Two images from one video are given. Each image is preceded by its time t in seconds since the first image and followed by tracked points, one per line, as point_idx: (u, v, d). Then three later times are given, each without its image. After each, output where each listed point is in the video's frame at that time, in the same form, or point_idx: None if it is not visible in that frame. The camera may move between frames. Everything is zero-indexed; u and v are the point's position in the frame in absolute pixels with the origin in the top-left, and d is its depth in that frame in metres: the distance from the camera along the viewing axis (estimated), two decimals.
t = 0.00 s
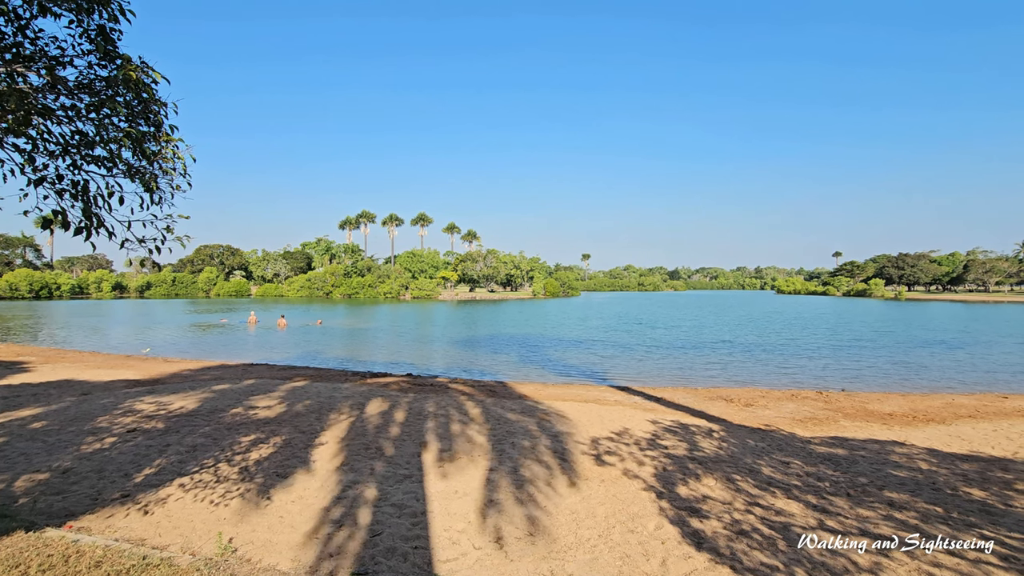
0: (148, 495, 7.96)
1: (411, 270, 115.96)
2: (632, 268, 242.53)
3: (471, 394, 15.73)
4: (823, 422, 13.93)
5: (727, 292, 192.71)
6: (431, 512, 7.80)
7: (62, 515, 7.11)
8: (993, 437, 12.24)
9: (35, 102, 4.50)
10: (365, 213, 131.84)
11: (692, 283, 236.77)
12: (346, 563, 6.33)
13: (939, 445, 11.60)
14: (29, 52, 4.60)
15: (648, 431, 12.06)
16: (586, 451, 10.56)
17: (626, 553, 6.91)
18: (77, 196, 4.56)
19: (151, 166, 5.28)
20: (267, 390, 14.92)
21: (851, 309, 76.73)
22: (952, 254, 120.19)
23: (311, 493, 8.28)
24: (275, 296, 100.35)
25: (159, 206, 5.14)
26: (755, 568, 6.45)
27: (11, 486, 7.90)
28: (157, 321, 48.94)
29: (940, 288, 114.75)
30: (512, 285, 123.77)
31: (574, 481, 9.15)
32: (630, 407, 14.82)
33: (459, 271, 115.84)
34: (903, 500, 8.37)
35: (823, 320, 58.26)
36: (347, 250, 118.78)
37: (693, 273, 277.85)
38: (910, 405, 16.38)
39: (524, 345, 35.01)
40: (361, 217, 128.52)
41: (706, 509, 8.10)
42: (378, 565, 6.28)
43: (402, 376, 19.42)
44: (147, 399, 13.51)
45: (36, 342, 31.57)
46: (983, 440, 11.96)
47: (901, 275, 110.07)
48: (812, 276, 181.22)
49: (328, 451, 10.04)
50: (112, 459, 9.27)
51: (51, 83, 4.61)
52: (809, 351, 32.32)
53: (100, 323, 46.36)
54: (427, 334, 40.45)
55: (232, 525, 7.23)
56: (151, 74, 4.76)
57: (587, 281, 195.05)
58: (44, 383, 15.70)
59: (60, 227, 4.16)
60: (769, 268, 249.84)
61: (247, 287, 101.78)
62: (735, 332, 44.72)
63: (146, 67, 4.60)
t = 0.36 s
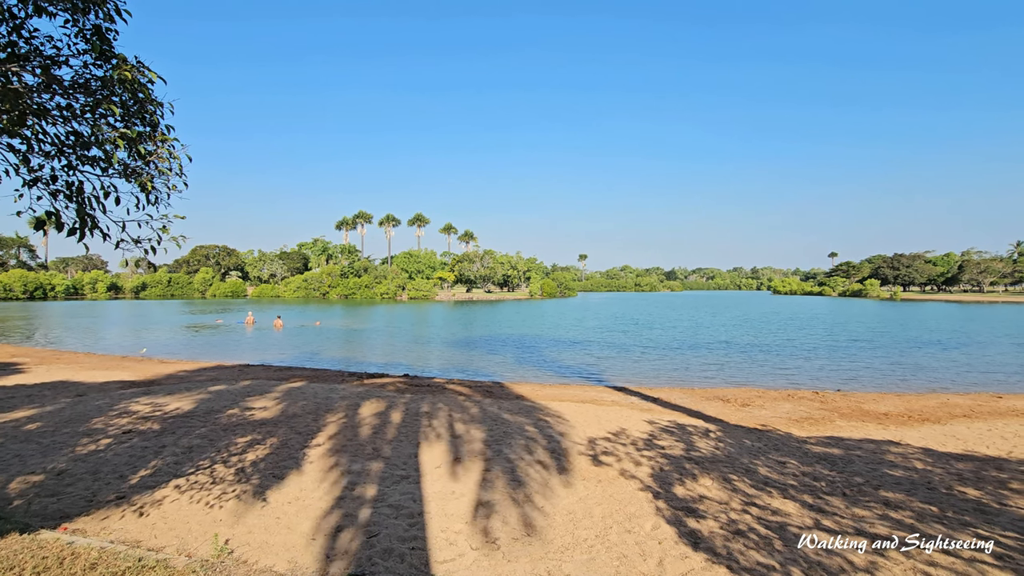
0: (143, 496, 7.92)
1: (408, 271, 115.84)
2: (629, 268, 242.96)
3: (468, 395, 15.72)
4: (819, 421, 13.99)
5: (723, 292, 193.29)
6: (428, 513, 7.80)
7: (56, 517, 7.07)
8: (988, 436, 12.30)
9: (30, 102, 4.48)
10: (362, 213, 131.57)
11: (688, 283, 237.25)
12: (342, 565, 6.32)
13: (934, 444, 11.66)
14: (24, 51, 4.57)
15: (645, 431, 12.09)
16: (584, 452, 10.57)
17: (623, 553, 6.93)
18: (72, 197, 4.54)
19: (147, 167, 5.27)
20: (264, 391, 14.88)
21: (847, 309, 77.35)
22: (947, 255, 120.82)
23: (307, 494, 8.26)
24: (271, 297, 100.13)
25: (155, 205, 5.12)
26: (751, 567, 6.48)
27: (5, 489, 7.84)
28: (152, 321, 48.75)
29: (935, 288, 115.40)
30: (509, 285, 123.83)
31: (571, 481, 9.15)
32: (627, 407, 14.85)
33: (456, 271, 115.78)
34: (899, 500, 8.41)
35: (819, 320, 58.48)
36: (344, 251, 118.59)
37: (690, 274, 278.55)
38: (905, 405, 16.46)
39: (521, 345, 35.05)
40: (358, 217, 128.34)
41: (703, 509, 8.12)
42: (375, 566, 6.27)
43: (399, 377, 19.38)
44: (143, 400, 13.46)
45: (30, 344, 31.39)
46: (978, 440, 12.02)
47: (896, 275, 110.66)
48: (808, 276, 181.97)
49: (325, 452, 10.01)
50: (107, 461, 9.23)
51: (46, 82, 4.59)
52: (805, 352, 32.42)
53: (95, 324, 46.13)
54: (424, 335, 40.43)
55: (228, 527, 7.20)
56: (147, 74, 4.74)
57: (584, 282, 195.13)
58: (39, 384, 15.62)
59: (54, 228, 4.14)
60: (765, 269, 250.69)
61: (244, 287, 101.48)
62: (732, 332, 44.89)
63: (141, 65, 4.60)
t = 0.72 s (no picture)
0: (136, 499, 7.87)
1: (403, 271, 115.56)
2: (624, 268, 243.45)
3: (463, 395, 15.69)
4: (813, 421, 14.05)
5: (718, 292, 194.00)
6: (423, 514, 7.78)
7: (48, 520, 7.01)
8: (980, 435, 12.40)
9: (22, 103, 4.43)
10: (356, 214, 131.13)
11: (683, 283, 237.94)
12: (338, 567, 6.29)
13: (927, 443, 11.74)
14: (15, 51, 4.53)
15: (640, 431, 12.10)
16: (579, 452, 10.57)
17: (618, 553, 6.94)
18: (64, 198, 4.50)
19: (140, 167, 5.23)
20: (258, 393, 14.81)
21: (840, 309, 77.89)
22: (939, 255, 121.73)
23: (301, 496, 8.22)
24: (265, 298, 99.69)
25: (148, 206, 5.09)
26: (746, 567, 6.50)
27: None
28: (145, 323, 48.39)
29: (928, 288, 116.25)
30: (505, 286, 123.83)
31: (566, 482, 9.16)
32: (622, 407, 14.85)
33: (451, 272, 115.63)
34: (892, 499, 8.45)
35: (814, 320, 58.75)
36: (339, 252, 118.23)
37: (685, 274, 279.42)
38: (898, 404, 16.55)
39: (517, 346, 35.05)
40: (353, 218, 127.98)
41: (698, 508, 8.14)
42: (370, 568, 6.25)
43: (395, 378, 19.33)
44: (136, 402, 13.36)
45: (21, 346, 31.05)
46: (970, 438, 12.11)
47: (889, 275, 111.39)
48: (801, 276, 182.94)
49: (320, 454, 9.96)
50: (100, 463, 9.15)
51: (37, 82, 4.55)
52: (799, 352, 32.56)
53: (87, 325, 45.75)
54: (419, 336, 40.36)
55: (222, 529, 7.16)
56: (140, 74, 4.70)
57: (579, 282, 195.45)
58: (30, 386, 15.48)
59: (47, 229, 4.10)
60: (760, 269, 251.77)
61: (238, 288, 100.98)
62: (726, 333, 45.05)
63: (133, 65, 4.57)
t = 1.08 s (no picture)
0: (124, 502, 7.78)
1: (395, 272, 115.21)
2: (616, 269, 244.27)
3: (455, 396, 15.66)
4: (803, 420, 14.17)
5: (709, 293, 195.28)
6: (415, 515, 7.75)
7: (34, 525, 6.91)
8: (967, 433, 12.56)
9: (5, 101, 4.36)
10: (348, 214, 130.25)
11: (675, 284, 239.16)
12: (329, 569, 6.26)
13: (915, 441, 11.88)
14: None
15: (632, 431, 12.14)
16: (571, 452, 10.58)
17: (610, 552, 6.95)
18: (49, 197, 4.44)
19: (127, 167, 5.18)
20: (248, 394, 14.69)
21: (829, 309, 79.85)
22: (926, 255, 123.25)
23: (292, 498, 8.17)
24: (256, 299, 98.99)
25: (135, 206, 5.04)
26: (737, 565, 6.54)
27: None
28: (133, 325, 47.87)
29: (915, 288, 117.71)
30: (497, 286, 123.84)
31: (558, 481, 9.17)
32: (614, 407, 14.88)
33: (444, 272, 115.41)
34: (880, 496, 8.54)
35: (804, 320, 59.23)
36: (330, 252, 117.66)
37: (676, 274, 280.83)
38: (887, 402, 16.73)
39: (508, 346, 35.02)
40: (344, 218, 127.43)
41: (690, 507, 8.18)
42: (362, 569, 6.23)
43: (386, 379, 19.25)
44: (124, 404, 13.21)
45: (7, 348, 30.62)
46: (957, 436, 12.27)
47: (877, 275, 112.72)
48: (791, 276, 184.55)
49: (310, 455, 9.89)
50: (87, 467, 9.03)
51: (22, 80, 4.48)
52: (789, 352, 32.79)
53: (74, 327, 45.20)
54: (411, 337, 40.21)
55: (211, 532, 7.10)
56: (127, 73, 4.65)
57: (572, 283, 195.85)
58: (15, 389, 15.25)
59: (31, 230, 4.03)
60: (750, 270, 253.88)
61: (228, 289, 100.21)
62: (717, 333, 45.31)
63: (120, 64, 4.53)
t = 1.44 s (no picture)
0: (106, 507, 7.64)
1: (384, 272, 114.62)
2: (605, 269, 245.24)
3: (444, 397, 15.61)
4: (788, 418, 14.32)
5: (697, 292, 196.88)
6: (403, 517, 7.71)
7: (12, 531, 6.76)
8: (947, 429, 12.79)
9: None
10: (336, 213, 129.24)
11: (663, 283, 240.80)
12: (315, 572, 6.19)
13: (897, 438, 12.07)
14: None
15: (620, 430, 12.18)
16: (559, 452, 10.59)
17: (598, 551, 6.97)
18: (26, 197, 4.35)
19: (107, 166, 5.10)
20: (234, 396, 14.52)
21: (813, 308, 81.40)
22: (908, 255, 125.46)
23: (279, 500, 8.08)
24: (242, 300, 97.90)
25: (116, 206, 4.97)
26: (723, 562, 6.58)
27: None
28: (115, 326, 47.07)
29: (898, 287, 119.75)
30: (486, 286, 123.75)
31: (546, 481, 9.18)
32: (602, 407, 14.93)
33: (432, 273, 115.09)
34: (863, 492, 8.67)
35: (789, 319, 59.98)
36: (318, 252, 116.72)
37: (665, 274, 282.75)
38: (870, 400, 16.99)
39: (497, 346, 34.99)
40: (332, 218, 126.48)
41: (677, 505, 8.22)
42: (349, 573, 6.17)
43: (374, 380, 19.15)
44: (106, 407, 12.99)
45: None
46: (938, 433, 12.49)
47: (861, 275, 114.52)
48: (777, 275, 186.76)
49: (296, 457, 9.80)
50: (67, 471, 8.87)
51: None
52: (776, 351, 33.18)
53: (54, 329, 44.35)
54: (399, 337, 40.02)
55: (195, 536, 7.00)
56: (107, 70, 4.57)
57: (561, 283, 196.33)
58: None
59: (7, 229, 3.94)
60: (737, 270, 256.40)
61: (213, 289, 98.97)
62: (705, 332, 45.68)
63: (99, 61, 4.46)
